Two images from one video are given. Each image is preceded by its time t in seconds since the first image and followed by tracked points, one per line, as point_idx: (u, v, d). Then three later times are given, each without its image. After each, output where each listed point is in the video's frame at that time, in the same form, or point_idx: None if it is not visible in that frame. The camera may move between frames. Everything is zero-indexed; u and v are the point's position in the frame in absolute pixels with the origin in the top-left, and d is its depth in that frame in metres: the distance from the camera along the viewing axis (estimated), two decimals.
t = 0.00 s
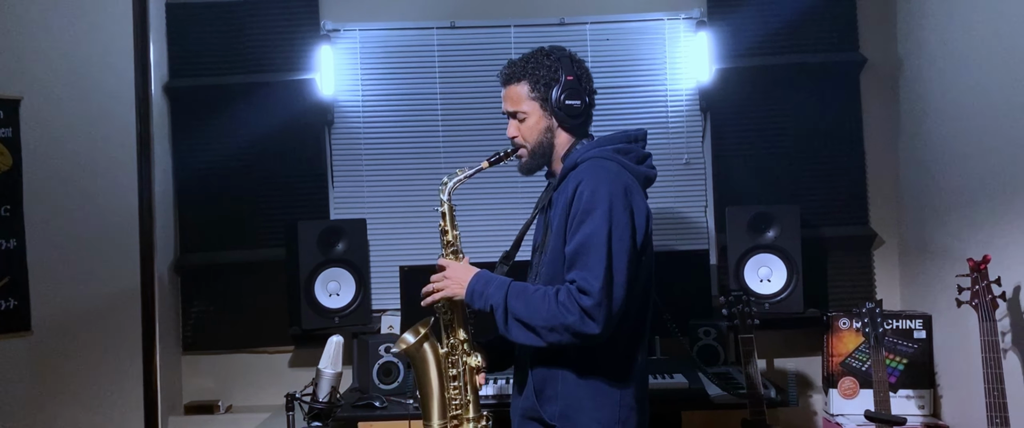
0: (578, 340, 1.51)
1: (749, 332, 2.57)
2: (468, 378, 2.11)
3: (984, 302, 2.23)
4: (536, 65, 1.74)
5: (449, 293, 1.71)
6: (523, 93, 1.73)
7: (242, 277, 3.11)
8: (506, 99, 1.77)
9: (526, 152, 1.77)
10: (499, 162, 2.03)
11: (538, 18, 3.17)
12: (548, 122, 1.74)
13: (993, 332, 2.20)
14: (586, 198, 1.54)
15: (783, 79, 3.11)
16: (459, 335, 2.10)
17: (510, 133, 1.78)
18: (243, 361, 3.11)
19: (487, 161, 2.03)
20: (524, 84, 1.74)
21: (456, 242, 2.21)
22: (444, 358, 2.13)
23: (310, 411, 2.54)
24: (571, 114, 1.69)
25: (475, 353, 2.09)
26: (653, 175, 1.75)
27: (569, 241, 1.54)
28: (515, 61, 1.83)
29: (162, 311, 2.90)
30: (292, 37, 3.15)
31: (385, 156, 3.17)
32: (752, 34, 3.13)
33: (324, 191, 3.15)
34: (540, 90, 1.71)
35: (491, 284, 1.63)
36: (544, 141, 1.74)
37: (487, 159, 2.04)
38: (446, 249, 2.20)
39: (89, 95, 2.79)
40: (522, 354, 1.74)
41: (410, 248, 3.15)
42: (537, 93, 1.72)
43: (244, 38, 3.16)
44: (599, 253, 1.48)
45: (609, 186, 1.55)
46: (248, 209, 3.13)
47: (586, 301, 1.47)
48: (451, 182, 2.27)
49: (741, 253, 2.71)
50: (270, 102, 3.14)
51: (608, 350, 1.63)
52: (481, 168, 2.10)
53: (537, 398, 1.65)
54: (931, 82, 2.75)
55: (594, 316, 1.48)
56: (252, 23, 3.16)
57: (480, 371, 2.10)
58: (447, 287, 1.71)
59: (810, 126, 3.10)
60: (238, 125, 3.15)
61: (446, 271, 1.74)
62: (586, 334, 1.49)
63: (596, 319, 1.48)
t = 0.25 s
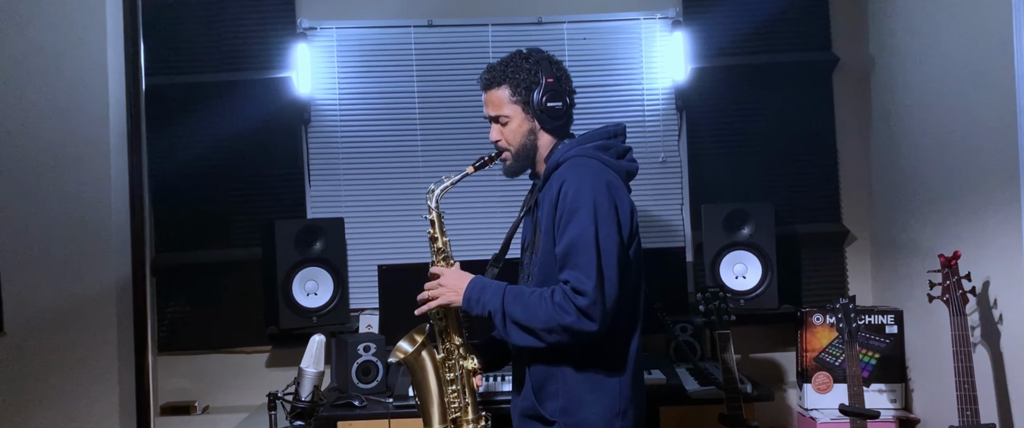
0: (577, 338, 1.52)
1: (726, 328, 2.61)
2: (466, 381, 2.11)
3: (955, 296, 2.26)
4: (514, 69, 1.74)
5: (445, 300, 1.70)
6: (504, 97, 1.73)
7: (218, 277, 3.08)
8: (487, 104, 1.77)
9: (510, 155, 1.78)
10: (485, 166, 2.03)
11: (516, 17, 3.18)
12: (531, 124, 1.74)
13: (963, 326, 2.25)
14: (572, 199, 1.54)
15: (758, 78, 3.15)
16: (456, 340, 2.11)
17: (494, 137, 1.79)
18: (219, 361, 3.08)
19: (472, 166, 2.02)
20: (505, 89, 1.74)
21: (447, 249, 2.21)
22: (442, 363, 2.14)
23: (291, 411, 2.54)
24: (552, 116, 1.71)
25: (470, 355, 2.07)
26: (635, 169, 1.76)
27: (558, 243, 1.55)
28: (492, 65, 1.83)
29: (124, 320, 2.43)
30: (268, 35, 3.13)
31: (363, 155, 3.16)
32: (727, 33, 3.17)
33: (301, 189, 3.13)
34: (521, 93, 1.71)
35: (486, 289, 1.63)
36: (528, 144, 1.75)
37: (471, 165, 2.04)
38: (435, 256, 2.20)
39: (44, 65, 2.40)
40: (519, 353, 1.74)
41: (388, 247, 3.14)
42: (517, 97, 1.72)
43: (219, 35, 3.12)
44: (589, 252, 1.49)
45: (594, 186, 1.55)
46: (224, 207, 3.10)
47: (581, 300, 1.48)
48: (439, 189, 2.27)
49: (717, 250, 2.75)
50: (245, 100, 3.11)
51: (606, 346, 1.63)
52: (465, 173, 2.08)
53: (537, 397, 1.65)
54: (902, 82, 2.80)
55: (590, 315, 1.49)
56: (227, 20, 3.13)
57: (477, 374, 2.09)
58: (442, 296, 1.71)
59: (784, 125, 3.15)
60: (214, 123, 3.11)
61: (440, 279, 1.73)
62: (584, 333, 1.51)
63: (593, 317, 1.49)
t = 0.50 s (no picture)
0: (568, 339, 1.53)
1: (700, 326, 2.63)
2: (467, 387, 2.10)
3: (924, 294, 2.32)
4: (490, 75, 1.75)
5: (438, 311, 1.70)
6: (482, 104, 1.74)
7: (189, 277, 3.03)
8: (466, 112, 1.78)
9: (493, 160, 1.77)
10: (468, 174, 2.04)
11: (490, 16, 3.17)
12: (510, 129, 1.74)
13: (931, 323, 2.30)
14: (556, 201, 1.55)
15: (730, 80, 3.19)
16: (452, 347, 2.10)
17: (474, 144, 1.78)
18: (191, 362, 3.03)
19: (456, 174, 2.04)
20: (482, 96, 1.74)
21: (437, 258, 2.21)
22: (441, 371, 2.13)
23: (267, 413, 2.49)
24: (530, 119, 1.71)
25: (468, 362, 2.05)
26: (616, 167, 1.76)
27: (545, 246, 1.55)
28: (469, 71, 1.83)
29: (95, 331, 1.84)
30: (239, 32, 3.08)
31: (337, 154, 3.13)
32: (700, 35, 3.20)
33: (274, 189, 3.09)
34: (498, 99, 1.72)
35: (477, 297, 1.62)
36: (509, 148, 1.75)
37: (455, 172, 2.07)
38: (427, 266, 2.20)
39: None
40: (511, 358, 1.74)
41: (362, 246, 3.12)
42: (494, 103, 1.72)
43: (189, 31, 3.07)
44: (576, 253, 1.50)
45: (578, 187, 1.56)
46: (195, 207, 3.05)
47: (571, 301, 1.49)
48: (423, 200, 2.29)
49: (690, 249, 2.78)
50: (216, 99, 3.06)
51: (596, 346, 1.64)
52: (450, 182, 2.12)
53: (530, 399, 1.65)
54: (871, 84, 2.86)
55: (580, 315, 1.50)
56: (197, 17, 3.08)
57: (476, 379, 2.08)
58: (434, 306, 1.71)
59: (756, 126, 3.19)
60: (184, 121, 3.06)
61: (432, 289, 1.72)
62: (575, 333, 1.52)
63: (583, 317, 1.50)
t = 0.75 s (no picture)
0: (560, 345, 1.54)
1: (676, 331, 2.67)
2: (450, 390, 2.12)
3: (897, 300, 2.35)
4: (480, 79, 1.76)
5: (428, 315, 1.71)
6: (472, 107, 1.75)
7: (162, 279, 2.98)
8: (455, 116, 1.79)
9: (480, 164, 1.78)
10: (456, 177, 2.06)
11: (470, 19, 3.18)
12: (500, 133, 1.75)
13: (902, 328, 2.34)
14: (550, 209, 1.55)
15: (707, 86, 3.23)
16: (437, 351, 2.11)
17: (462, 147, 1.79)
18: (163, 365, 2.98)
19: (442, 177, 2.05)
20: (473, 99, 1.75)
21: (423, 260, 2.22)
22: (424, 374, 2.11)
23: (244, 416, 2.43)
24: (521, 123, 1.72)
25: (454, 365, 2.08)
26: (604, 173, 1.77)
27: (538, 253, 1.56)
28: (458, 75, 1.84)
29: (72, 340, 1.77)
30: (216, 31, 3.05)
31: (315, 155, 3.11)
32: (678, 41, 3.23)
33: (251, 189, 3.06)
34: (489, 102, 1.73)
35: (468, 303, 1.62)
36: (498, 152, 1.75)
37: (445, 175, 2.05)
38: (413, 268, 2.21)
39: None
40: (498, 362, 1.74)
41: (339, 249, 3.10)
42: (485, 106, 1.73)
43: (165, 30, 3.03)
44: (570, 261, 1.51)
45: (572, 194, 1.57)
46: (169, 206, 3.01)
47: (565, 309, 1.50)
48: (412, 202, 2.29)
49: (667, 254, 2.80)
50: (192, 98, 3.02)
51: (586, 352, 1.65)
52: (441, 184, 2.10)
53: (516, 404, 1.65)
54: (845, 93, 2.91)
55: (574, 322, 1.51)
56: (174, 15, 3.04)
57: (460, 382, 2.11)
58: (424, 310, 1.71)
59: (732, 133, 3.23)
60: (159, 120, 3.01)
61: (421, 294, 1.72)
62: (568, 339, 1.53)
63: (576, 323, 1.51)
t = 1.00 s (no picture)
0: (551, 352, 1.54)
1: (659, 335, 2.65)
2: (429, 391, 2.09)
3: (877, 305, 2.38)
4: (487, 78, 1.74)
5: (417, 313, 1.67)
6: (475, 105, 1.72)
7: (143, 280, 2.94)
8: (454, 113, 1.75)
9: (477, 164, 1.75)
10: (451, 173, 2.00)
11: (455, 23, 3.18)
12: (501, 134, 1.73)
13: (883, 334, 2.37)
14: (552, 215, 1.55)
15: (692, 92, 3.25)
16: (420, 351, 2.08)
17: (459, 145, 1.76)
18: (143, 368, 2.94)
19: (439, 173, 2.00)
20: (476, 97, 1.73)
21: (413, 258, 2.18)
22: (406, 373, 2.08)
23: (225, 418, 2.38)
24: (525, 127, 1.72)
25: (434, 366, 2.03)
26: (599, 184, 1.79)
27: (536, 258, 1.55)
28: (460, 71, 1.81)
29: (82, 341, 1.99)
30: (200, 31, 3.02)
31: (299, 156, 3.09)
32: (663, 47, 3.25)
33: (234, 190, 3.03)
34: (494, 103, 1.71)
35: (460, 304, 1.60)
36: (497, 154, 1.74)
37: (441, 171, 1.99)
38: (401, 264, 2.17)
39: None
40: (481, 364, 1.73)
41: (322, 251, 3.08)
42: (490, 106, 1.72)
43: (148, 30, 3.00)
44: (570, 268, 1.52)
45: (573, 202, 1.58)
46: (152, 207, 2.98)
47: (561, 316, 1.51)
48: (406, 195, 2.23)
49: (650, 259, 2.82)
50: (175, 98, 2.99)
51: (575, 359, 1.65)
52: (435, 179, 2.04)
53: (499, 409, 1.65)
54: (827, 100, 2.94)
55: (569, 330, 1.52)
56: (157, 15, 3.01)
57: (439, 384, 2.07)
58: (414, 308, 1.67)
59: (717, 138, 3.25)
60: (142, 121, 2.98)
61: (411, 291, 1.68)
62: (560, 346, 1.53)
63: (570, 331, 1.52)
